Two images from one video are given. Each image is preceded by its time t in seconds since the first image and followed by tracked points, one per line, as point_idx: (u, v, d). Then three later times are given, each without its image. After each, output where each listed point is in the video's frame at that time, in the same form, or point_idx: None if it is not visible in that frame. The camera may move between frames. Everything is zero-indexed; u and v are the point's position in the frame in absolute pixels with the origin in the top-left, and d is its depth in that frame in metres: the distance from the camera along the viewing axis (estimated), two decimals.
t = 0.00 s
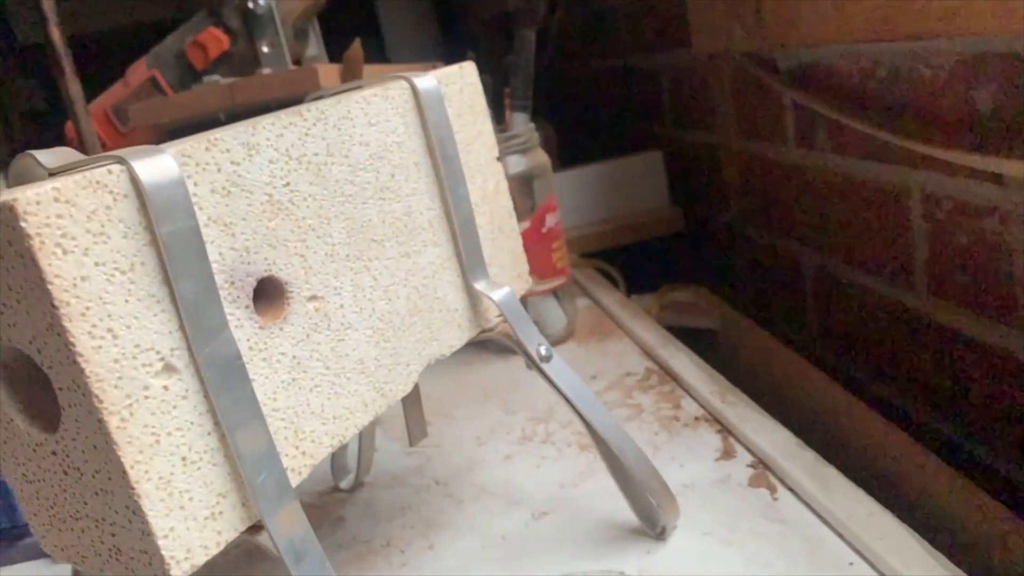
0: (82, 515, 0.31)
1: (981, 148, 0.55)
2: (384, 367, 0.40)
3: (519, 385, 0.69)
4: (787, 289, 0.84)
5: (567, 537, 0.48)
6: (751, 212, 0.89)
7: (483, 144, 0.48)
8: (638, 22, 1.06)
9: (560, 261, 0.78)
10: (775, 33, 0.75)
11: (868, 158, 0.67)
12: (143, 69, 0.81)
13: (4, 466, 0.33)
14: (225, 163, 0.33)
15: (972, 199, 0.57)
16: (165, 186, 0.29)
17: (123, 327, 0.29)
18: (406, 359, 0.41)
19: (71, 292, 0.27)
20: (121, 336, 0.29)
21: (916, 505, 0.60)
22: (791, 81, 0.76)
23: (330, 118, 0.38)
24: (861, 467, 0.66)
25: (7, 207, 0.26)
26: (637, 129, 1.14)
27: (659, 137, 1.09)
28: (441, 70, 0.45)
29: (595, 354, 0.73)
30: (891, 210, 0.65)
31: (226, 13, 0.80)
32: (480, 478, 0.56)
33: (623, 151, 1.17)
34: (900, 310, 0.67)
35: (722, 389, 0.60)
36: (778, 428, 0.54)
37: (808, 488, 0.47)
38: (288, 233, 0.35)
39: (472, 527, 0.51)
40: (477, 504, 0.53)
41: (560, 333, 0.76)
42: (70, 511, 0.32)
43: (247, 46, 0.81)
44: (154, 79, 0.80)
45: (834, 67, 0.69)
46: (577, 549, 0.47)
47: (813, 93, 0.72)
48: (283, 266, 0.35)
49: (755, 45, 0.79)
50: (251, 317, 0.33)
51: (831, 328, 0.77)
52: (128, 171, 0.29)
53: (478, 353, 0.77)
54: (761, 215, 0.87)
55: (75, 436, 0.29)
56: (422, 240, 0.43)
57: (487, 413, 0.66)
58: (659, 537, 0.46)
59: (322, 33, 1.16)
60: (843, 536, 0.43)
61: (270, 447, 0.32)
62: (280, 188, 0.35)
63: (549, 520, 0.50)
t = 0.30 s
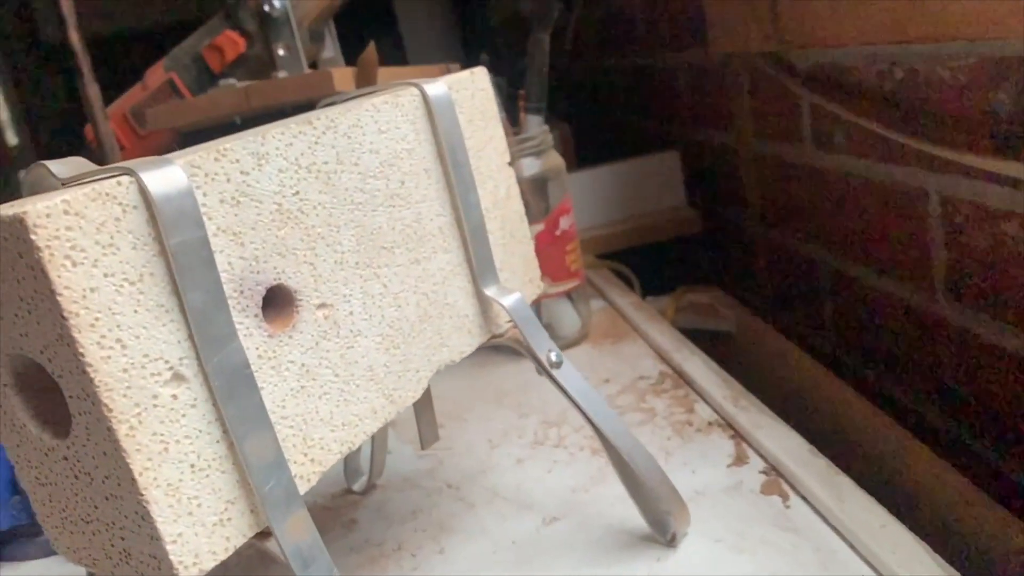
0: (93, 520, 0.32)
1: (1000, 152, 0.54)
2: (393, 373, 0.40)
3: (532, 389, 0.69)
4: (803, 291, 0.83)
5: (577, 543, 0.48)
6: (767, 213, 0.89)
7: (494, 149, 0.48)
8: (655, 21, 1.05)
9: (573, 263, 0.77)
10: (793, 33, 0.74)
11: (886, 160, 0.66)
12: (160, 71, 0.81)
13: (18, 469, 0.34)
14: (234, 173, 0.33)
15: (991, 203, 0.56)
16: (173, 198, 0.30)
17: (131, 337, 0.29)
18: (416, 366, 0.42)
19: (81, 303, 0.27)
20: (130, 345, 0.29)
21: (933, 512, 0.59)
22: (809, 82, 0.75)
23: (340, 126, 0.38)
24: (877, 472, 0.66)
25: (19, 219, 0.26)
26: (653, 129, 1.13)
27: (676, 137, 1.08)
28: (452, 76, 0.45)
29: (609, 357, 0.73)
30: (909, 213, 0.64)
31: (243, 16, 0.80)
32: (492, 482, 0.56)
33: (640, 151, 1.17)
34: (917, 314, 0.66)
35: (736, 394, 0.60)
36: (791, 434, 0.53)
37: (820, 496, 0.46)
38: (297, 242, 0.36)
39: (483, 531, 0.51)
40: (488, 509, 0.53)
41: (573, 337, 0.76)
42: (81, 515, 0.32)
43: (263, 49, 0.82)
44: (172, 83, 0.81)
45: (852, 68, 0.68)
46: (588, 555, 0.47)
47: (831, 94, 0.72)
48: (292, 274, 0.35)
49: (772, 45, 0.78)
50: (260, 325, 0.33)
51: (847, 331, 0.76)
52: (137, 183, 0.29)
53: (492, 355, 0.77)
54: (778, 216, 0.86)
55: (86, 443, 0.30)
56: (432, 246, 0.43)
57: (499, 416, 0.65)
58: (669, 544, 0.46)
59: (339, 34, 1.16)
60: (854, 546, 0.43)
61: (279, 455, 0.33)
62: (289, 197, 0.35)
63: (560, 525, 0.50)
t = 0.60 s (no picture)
0: (105, 520, 0.32)
1: (1018, 158, 0.54)
2: (403, 378, 0.40)
3: (545, 390, 0.69)
4: (820, 294, 0.83)
5: (586, 547, 0.48)
6: (785, 215, 0.88)
7: (507, 153, 0.48)
8: (673, 20, 1.05)
9: (587, 265, 0.77)
10: (812, 34, 0.74)
11: (904, 164, 0.65)
12: (180, 72, 0.82)
13: (34, 469, 0.34)
14: (246, 181, 0.33)
15: (1009, 209, 0.55)
16: (184, 206, 0.30)
17: (143, 342, 0.29)
18: (426, 370, 0.42)
19: (93, 309, 0.28)
20: (142, 351, 0.29)
21: (947, 521, 0.59)
22: (827, 83, 0.74)
23: (352, 133, 0.38)
24: (891, 478, 0.65)
25: (33, 227, 0.27)
26: (671, 128, 1.13)
27: (694, 137, 1.07)
28: (465, 81, 0.45)
29: (622, 359, 0.73)
30: (927, 218, 0.64)
31: (262, 16, 0.81)
32: (503, 484, 0.56)
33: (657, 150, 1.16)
34: (934, 320, 0.65)
35: (748, 399, 0.59)
36: (804, 441, 0.53)
37: (831, 505, 0.46)
38: (308, 248, 0.36)
39: (493, 533, 0.51)
40: (499, 511, 0.53)
41: (587, 338, 0.76)
42: (94, 516, 0.33)
43: (281, 49, 0.82)
44: (191, 82, 0.82)
45: (871, 70, 0.67)
46: (597, 559, 0.47)
47: (850, 96, 0.71)
48: (303, 281, 0.36)
49: (790, 47, 0.78)
50: (270, 330, 0.34)
51: (864, 335, 0.76)
52: (149, 192, 0.29)
53: (506, 356, 0.78)
54: (795, 218, 0.86)
55: (99, 446, 0.30)
56: (443, 251, 0.43)
57: (512, 418, 0.66)
58: (678, 550, 0.46)
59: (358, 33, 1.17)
60: (864, 557, 0.43)
61: (288, 459, 0.33)
62: (301, 204, 0.36)
63: (570, 529, 0.50)
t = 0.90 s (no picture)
0: (117, 521, 0.33)
1: None
2: (412, 382, 0.41)
3: (557, 393, 0.69)
4: (834, 298, 0.83)
5: (593, 551, 0.48)
6: (799, 219, 0.88)
7: (518, 159, 0.48)
8: (689, 21, 1.04)
9: (600, 266, 0.76)
10: (828, 38, 0.73)
11: (920, 170, 0.65)
12: (198, 71, 0.83)
13: (49, 469, 0.35)
14: (257, 188, 0.34)
15: None
16: (196, 214, 0.30)
17: (155, 347, 0.30)
18: (435, 375, 0.42)
19: (106, 315, 0.28)
20: (153, 356, 0.30)
21: (957, 530, 0.59)
22: (844, 87, 0.74)
23: (363, 140, 0.39)
24: (902, 486, 0.65)
25: (48, 234, 0.28)
26: (687, 130, 1.12)
27: (709, 139, 1.07)
28: (477, 88, 0.46)
29: (634, 362, 0.73)
30: (942, 225, 0.63)
31: (279, 18, 0.82)
32: (512, 486, 0.57)
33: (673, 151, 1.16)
34: (948, 327, 0.65)
35: (758, 405, 0.59)
36: (813, 449, 0.53)
37: (838, 515, 0.46)
38: (318, 255, 0.36)
39: (502, 536, 0.51)
40: (508, 513, 0.54)
41: (599, 340, 0.77)
42: (106, 515, 0.33)
43: (297, 50, 0.83)
44: (210, 83, 0.82)
45: (887, 75, 0.67)
46: (603, 564, 0.47)
47: (866, 100, 0.71)
48: (312, 287, 0.36)
49: (806, 50, 0.77)
50: (280, 336, 0.34)
51: (878, 340, 0.75)
52: (162, 200, 0.30)
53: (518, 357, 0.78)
54: (809, 222, 0.86)
55: (111, 448, 0.31)
56: (453, 257, 0.44)
57: (523, 420, 0.66)
58: (684, 556, 0.46)
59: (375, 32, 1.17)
60: (870, 568, 0.43)
61: (296, 463, 0.33)
62: (311, 211, 0.36)
63: (577, 532, 0.50)
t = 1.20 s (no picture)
0: (130, 518, 0.33)
1: None
2: (420, 386, 0.41)
3: (566, 395, 0.70)
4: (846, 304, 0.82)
5: (599, 555, 0.49)
6: (812, 223, 0.88)
7: (529, 164, 0.48)
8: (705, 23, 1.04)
9: (613, 268, 0.76)
10: (844, 42, 0.73)
11: (935, 177, 0.65)
12: (217, 71, 0.84)
13: (64, 465, 0.36)
14: (269, 195, 0.34)
15: None
16: (209, 220, 0.31)
17: (167, 350, 0.30)
18: (443, 379, 0.43)
19: (120, 318, 0.29)
20: (166, 359, 0.30)
21: (965, 540, 0.59)
22: (859, 93, 0.74)
23: (374, 147, 0.39)
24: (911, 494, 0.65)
25: (64, 239, 0.28)
26: (702, 132, 1.12)
27: (724, 141, 1.07)
28: (488, 95, 0.46)
29: (644, 365, 0.73)
30: (956, 233, 0.63)
31: (296, 18, 0.82)
32: (520, 488, 0.57)
33: (687, 153, 1.16)
34: (959, 336, 0.65)
35: (766, 412, 0.60)
36: (820, 457, 0.53)
37: (843, 524, 0.46)
38: (328, 260, 0.37)
39: (509, 537, 0.52)
40: (516, 515, 0.54)
41: (610, 342, 0.77)
42: (119, 513, 0.34)
43: (313, 50, 0.83)
44: (227, 82, 0.83)
45: (902, 82, 0.67)
46: (608, 567, 0.47)
47: (880, 106, 0.71)
48: (322, 292, 0.37)
49: (821, 54, 0.77)
50: (290, 339, 0.35)
51: (890, 347, 0.75)
52: (175, 206, 0.31)
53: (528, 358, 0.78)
54: (822, 227, 0.85)
55: (124, 447, 0.31)
56: (462, 262, 0.44)
57: (532, 422, 0.66)
58: (688, 561, 0.46)
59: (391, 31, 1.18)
60: None
61: (305, 465, 0.34)
62: (322, 217, 0.37)
63: (584, 535, 0.51)
